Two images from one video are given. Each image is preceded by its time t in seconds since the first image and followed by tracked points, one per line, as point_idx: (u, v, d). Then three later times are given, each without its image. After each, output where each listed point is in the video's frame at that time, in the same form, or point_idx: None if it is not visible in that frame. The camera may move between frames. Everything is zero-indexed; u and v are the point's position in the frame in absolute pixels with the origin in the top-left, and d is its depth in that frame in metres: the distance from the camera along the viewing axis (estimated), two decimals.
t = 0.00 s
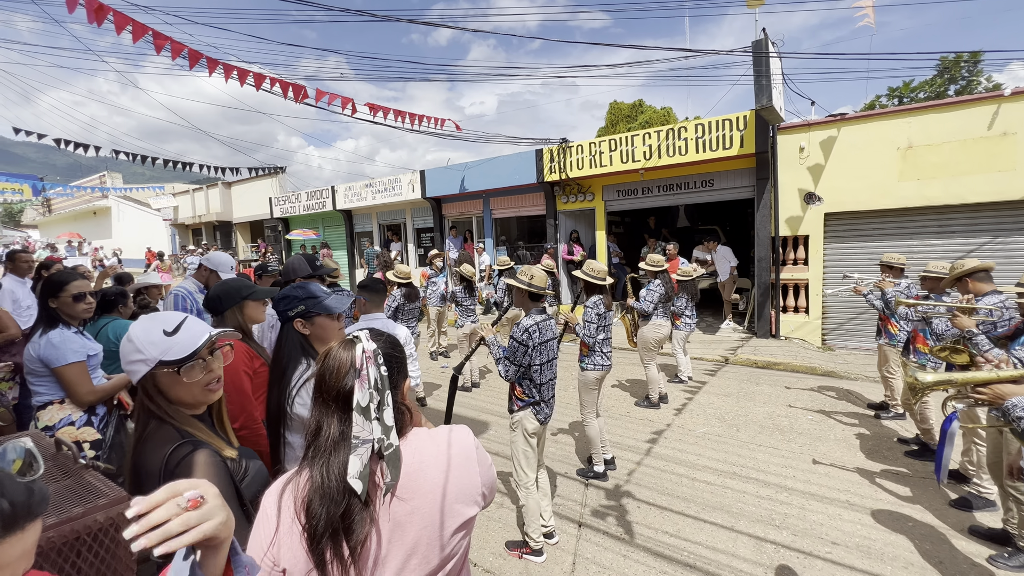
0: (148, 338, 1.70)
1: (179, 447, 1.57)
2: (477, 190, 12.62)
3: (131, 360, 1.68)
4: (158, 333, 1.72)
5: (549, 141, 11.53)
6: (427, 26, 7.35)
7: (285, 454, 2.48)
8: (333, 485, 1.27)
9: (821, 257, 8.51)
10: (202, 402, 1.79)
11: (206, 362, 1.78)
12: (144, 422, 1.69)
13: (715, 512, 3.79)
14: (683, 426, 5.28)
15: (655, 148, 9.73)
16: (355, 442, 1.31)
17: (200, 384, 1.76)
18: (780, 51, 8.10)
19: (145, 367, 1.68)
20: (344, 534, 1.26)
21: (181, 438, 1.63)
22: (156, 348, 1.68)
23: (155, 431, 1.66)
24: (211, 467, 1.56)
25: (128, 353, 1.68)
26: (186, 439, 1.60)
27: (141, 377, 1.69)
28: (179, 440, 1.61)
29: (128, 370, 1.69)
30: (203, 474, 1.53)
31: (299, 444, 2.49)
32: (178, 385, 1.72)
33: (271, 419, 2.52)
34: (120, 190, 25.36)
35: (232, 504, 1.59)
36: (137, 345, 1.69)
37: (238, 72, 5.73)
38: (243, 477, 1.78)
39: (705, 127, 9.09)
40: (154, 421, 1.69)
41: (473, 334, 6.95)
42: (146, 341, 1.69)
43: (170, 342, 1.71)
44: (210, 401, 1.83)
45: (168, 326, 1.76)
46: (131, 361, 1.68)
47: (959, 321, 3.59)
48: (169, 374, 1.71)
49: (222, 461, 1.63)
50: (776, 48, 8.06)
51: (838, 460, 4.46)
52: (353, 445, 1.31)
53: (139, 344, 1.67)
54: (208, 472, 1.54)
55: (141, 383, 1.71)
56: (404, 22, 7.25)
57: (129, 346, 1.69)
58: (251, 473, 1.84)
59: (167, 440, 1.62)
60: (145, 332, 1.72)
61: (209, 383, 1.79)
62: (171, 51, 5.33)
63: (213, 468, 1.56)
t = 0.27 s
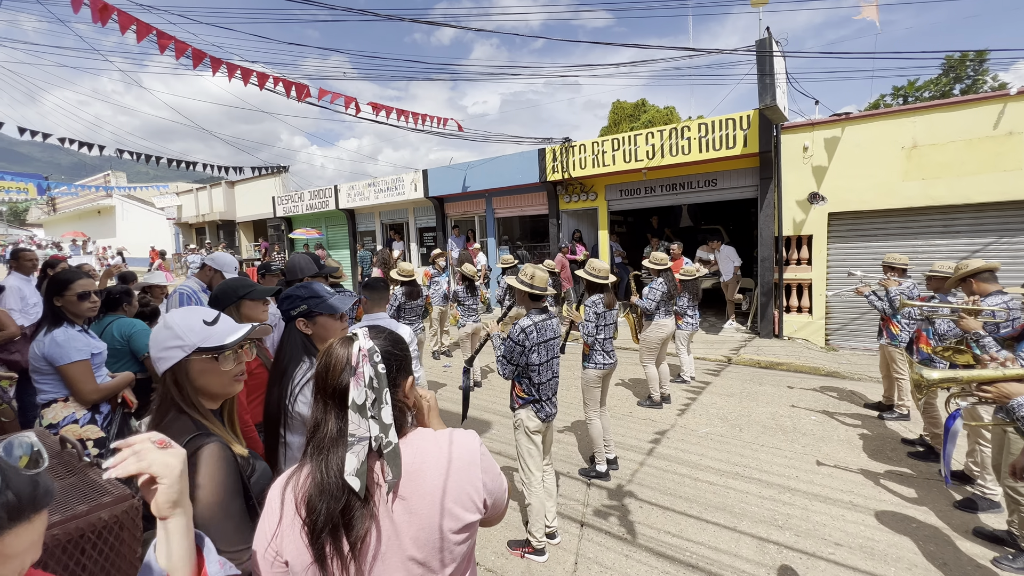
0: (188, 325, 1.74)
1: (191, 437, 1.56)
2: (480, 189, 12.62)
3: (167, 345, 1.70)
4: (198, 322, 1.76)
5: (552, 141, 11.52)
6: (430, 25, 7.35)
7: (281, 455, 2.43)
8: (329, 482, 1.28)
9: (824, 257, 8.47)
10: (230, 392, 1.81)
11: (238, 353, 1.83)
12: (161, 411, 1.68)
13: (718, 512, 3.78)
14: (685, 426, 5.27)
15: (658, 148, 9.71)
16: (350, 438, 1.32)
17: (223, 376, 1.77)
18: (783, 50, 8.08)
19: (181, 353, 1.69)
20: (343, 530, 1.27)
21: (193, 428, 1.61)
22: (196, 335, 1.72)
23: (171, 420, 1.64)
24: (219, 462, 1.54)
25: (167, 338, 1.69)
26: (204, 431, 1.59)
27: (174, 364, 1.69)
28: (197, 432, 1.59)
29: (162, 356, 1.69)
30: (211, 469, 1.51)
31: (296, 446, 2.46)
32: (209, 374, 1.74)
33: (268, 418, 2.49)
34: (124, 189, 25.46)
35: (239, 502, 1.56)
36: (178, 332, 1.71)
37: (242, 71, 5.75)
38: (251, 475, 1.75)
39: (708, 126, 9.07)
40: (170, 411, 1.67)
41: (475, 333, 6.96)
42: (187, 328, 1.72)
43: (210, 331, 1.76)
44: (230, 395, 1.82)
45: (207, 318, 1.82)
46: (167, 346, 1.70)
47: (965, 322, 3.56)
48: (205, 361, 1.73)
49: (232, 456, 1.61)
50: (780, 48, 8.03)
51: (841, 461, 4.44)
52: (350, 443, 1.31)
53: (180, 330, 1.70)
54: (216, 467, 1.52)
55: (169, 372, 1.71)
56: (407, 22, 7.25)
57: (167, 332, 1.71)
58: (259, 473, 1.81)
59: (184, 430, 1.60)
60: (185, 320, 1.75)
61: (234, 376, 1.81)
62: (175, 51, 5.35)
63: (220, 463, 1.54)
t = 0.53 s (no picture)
0: (237, 316, 1.88)
1: (217, 417, 1.66)
2: (480, 189, 12.60)
3: (216, 331, 1.83)
4: (247, 315, 1.91)
5: (552, 140, 11.51)
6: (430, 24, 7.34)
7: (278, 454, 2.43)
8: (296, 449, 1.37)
9: (825, 257, 8.47)
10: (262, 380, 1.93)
11: (275, 348, 1.98)
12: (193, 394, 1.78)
13: (718, 512, 3.78)
14: (686, 425, 5.27)
15: (658, 147, 9.70)
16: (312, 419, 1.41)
17: (257, 367, 1.89)
18: (784, 50, 8.07)
19: (228, 339, 1.83)
20: (306, 506, 1.35)
21: (220, 410, 1.71)
22: (244, 324, 1.87)
23: (202, 403, 1.73)
24: (240, 444, 1.63)
25: (220, 325, 1.82)
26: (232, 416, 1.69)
27: (220, 350, 1.82)
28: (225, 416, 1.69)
29: (209, 340, 1.82)
30: (232, 450, 1.60)
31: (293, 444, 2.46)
32: (250, 362, 1.88)
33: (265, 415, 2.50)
34: (124, 188, 25.44)
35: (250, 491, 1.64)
36: (229, 320, 1.85)
37: (242, 70, 5.75)
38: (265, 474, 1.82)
39: (709, 126, 9.07)
40: (203, 393, 1.78)
41: (475, 332, 6.95)
42: (237, 318, 1.87)
43: (258, 323, 1.91)
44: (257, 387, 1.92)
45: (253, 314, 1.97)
46: (216, 332, 1.83)
47: (966, 322, 3.57)
48: (249, 350, 1.87)
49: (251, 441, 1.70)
50: (781, 47, 8.02)
51: (841, 460, 4.44)
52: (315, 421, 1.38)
53: (231, 318, 1.85)
54: (235, 449, 1.61)
55: (211, 357, 1.82)
56: (408, 21, 7.24)
57: (217, 319, 1.85)
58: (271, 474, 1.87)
59: (211, 413, 1.69)
60: (236, 312, 1.89)
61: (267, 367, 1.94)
62: (176, 49, 5.35)
63: (241, 444, 1.63)
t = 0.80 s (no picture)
0: (283, 324, 1.90)
1: (248, 412, 1.69)
2: (479, 188, 12.59)
3: (262, 335, 1.84)
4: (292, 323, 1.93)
5: (551, 139, 11.50)
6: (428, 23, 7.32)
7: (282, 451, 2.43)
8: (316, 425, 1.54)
9: (823, 256, 8.49)
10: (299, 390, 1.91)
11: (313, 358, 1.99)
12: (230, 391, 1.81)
13: (717, 512, 3.78)
14: (685, 425, 5.28)
15: (657, 147, 9.70)
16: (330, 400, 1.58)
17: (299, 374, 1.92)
18: (783, 49, 8.07)
19: (273, 344, 1.84)
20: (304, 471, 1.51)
21: (253, 407, 1.74)
22: (290, 331, 1.88)
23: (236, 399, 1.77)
24: (265, 442, 1.64)
25: (266, 329, 1.84)
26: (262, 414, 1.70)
27: (265, 354, 1.82)
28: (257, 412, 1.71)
29: (256, 343, 1.82)
30: (257, 446, 1.61)
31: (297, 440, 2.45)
32: (292, 369, 1.88)
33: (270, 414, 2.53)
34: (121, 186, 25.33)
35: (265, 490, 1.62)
36: (276, 327, 1.87)
37: (240, 68, 5.72)
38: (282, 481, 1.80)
39: (707, 125, 9.07)
40: (241, 390, 1.82)
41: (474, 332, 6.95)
42: (283, 325, 1.89)
43: (301, 333, 1.94)
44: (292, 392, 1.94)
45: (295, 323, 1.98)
46: (262, 336, 1.84)
47: (965, 322, 3.60)
48: (292, 356, 1.88)
49: (276, 442, 1.71)
50: (779, 47, 8.03)
51: (840, 460, 4.45)
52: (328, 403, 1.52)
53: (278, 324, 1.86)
54: (260, 446, 1.62)
55: (256, 359, 1.82)
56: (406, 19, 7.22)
57: (264, 325, 1.86)
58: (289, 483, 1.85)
59: (242, 408, 1.71)
60: (281, 320, 1.91)
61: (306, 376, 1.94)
62: (173, 47, 5.32)
63: (266, 442, 1.64)
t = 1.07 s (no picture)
0: (303, 333, 1.94)
1: (262, 410, 1.68)
2: (475, 187, 12.57)
3: (281, 344, 1.88)
4: (310, 333, 1.98)
5: (547, 139, 11.50)
6: (424, 21, 7.30)
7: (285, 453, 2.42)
8: (321, 425, 1.50)
9: (817, 256, 8.53)
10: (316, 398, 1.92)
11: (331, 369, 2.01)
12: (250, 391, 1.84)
13: (713, 510, 3.79)
14: (680, 424, 5.29)
15: (653, 146, 9.72)
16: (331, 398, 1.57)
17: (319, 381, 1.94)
18: (778, 50, 8.11)
19: (291, 352, 1.87)
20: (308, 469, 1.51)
21: (266, 406, 1.73)
22: (308, 340, 1.92)
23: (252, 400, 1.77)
24: (273, 441, 1.62)
25: (285, 338, 1.88)
26: (273, 414, 1.69)
27: (283, 362, 1.87)
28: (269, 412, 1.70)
29: (275, 352, 1.87)
30: (265, 444, 1.60)
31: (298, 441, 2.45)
32: (308, 376, 1.91)
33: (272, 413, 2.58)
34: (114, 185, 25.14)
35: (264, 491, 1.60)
36: (294, 337, 1.92)
37: (234, 66, 5.69)
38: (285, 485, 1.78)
39: (703, 125, 9.10)
40: (261, 392, 1.85)
41: (469, 331, 6.95)
42: (301, 334, 1.93)
43: (319, 343, 1.97)
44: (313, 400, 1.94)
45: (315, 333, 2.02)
46: (281, 344, 1.89)
47: (955, 320, 3.65)
48: (308, 364, 1.91)
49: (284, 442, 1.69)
50: (774, 47, 8.06)
51: (834, 458, 4.48)
52: (332, 402, 1.49)
53: (297, 334, 1.91)
54: (267, 445, 1.60)
55: (276, 366, 1.88)
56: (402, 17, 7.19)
57: (283, 335, 1.91)
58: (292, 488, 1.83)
59: (256, 406, 1.71)
60: (300, 330, 1.96)
61: (323, 386, 1.95)
62: (167, 45, 5.28)
63: (273, 441, 1.62)
